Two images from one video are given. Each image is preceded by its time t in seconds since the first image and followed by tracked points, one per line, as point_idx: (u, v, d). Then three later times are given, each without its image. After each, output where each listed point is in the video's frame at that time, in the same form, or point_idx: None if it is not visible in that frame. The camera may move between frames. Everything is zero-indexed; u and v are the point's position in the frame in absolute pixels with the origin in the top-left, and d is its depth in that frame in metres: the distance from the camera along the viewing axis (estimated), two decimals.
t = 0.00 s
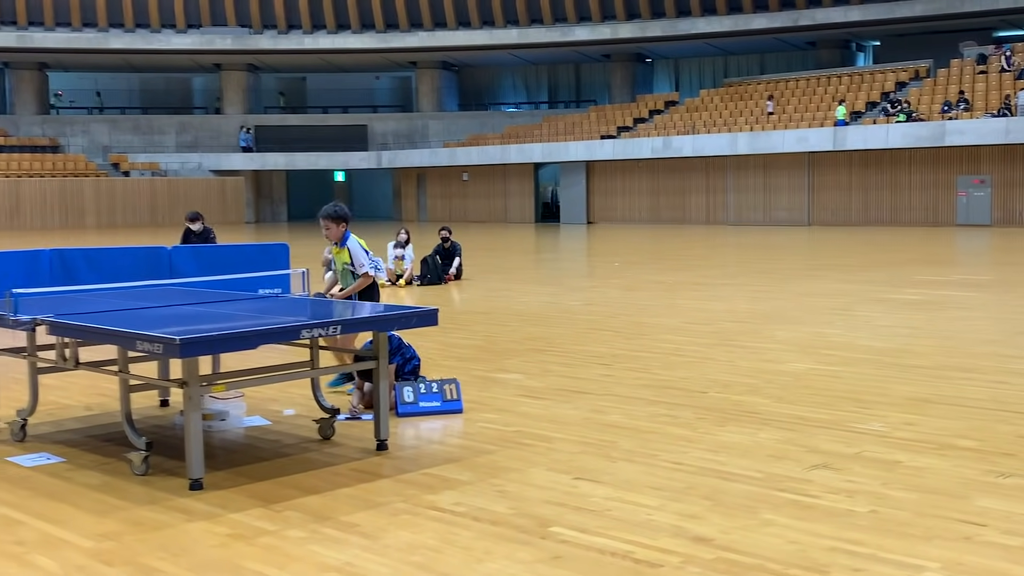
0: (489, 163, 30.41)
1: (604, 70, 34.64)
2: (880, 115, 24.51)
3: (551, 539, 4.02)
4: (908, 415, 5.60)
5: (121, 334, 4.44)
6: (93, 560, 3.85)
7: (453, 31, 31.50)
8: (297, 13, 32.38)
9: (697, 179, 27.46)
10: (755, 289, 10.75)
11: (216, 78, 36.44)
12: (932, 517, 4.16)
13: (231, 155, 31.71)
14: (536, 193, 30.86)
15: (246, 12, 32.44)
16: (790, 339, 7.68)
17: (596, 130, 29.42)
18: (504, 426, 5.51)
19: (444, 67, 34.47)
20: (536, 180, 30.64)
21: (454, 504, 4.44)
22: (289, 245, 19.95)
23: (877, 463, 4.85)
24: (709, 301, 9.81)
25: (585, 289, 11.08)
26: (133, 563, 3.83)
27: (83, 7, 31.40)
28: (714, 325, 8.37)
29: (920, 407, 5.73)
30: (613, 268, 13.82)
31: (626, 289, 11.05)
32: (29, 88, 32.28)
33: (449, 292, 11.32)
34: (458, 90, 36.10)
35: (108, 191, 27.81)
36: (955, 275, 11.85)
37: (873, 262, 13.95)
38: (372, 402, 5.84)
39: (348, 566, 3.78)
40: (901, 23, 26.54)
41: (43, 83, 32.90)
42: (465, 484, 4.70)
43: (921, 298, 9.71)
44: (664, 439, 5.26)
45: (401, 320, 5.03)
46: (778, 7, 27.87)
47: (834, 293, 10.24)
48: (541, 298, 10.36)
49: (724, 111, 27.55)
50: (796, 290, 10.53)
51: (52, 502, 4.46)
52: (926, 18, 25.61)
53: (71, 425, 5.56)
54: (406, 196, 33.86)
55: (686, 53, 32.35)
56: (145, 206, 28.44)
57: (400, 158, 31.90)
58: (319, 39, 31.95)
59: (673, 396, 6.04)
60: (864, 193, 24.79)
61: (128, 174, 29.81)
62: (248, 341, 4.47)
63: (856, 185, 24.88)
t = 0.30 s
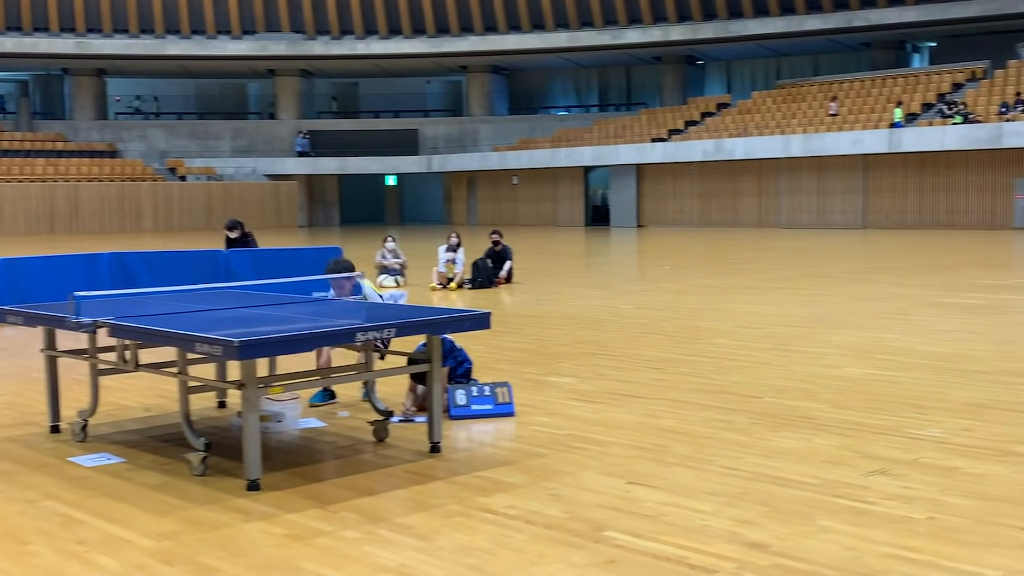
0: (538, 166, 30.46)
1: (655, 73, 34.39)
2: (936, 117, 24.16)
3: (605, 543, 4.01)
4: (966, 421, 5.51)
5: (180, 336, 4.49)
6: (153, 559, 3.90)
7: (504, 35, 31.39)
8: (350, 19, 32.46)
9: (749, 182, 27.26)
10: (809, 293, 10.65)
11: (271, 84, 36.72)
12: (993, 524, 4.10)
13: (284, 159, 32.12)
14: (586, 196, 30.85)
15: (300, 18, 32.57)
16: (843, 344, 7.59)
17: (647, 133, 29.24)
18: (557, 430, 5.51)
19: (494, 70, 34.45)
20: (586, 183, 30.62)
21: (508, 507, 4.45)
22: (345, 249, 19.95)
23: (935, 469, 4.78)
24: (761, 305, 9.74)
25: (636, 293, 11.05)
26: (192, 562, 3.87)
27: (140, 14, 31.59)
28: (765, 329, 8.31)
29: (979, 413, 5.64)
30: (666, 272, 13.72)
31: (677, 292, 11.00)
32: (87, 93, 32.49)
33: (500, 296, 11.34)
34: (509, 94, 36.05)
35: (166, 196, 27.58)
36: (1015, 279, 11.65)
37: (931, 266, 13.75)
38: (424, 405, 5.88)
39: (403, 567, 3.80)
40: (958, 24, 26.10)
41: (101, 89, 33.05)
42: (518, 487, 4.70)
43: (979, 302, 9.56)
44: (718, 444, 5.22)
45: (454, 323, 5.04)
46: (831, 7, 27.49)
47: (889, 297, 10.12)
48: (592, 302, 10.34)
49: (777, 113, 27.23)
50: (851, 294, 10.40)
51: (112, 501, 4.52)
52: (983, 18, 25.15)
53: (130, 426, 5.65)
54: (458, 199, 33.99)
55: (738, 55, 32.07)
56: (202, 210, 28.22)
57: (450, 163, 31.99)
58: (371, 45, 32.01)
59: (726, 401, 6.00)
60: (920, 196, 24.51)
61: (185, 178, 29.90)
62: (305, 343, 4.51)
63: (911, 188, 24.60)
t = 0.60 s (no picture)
0: (588, 165, 30.26)
1: (706, 71, 34.11)
2: (993, 115, 23.77)
3: (657, 542, 3.99)
4: None
5: (236, 333, 4.54)
6: (209, 553, 3.95)
7: (553, 34, 31.31)
8: (400, 19, 32.56)
9: (801, 180, 27.06)
10: (863, 293, 10.54)
11: (322, 84, 36.96)
12: None
13: (336, 159, 32.24)
14: (636, 195, 30.77)
15: (352, 19, 32.76)
16: (896, 344, 7.50)
17: (697, 132, 29.04)
18: (609, 429, 5.51)
19: (544, 70, 34.38)
20: (636, 183, 30.53)
21: (559, 506, 4.45)
22: (399, 248, 20.05)
23: (992, 472, 4.71)
24: (813, 305, 9.65)
25: (687, 292, 11.00)
26: (247, 557, 3.92)
27: (195, 14, 31.88)
28: (816, 329, 8.24)
29: None
30: (717, 271, 13.64)
31: (728, 292, 10.94)
32: (143, 93, 32.82)
33: (549, 295, 11.35)
34: (558, 93, 36.01)
35: (220, 195, 27.76)
36: None
37: (989, 265, 13.54)
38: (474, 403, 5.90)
39: (456, 564, 3.82)
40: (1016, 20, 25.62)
41: (156, 90, 33.36)
42: (570, 485, 4.70)
43: None
44: (771, 445, 5.19)
45: (505, 322, 5.05)
46: (885, 4, 27.05)
47: (944, 297, 9.98)
48: (642, 301, 10.31)
49: (829, 110, 26.86)
50: (905, 294, 10.28)
51: (170, 495, 4.60)
52: None
53: (187, 422, 5.73)
54: (507, 198, 34.02)
55: (791, 52, 31.76)
56: (256, 208, 28.36)
57: (500, 161, 31.96)
58: (422, 45, 32.04)
59: (779, 402, 5.96)
60: (975, 194, 24.23)
61: (239, 178, 30.26)
62: (359, 341, 4.54)
63: (966, 186, 24.31)
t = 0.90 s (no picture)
0: (619, 161, 30.16)
1: (737, 65, 33.86)
2: None
3: (688, 538, 3.99)
4: None
5: (269, 328, 4.57)
6: (243, 546, 3.98)
7: (584, 30, 31.24)
8: (431, 15, 32.54)
9: (833, 175, 26.88)
10: (896, 289, 10.46)
11: (354, 80, 37.09)
12: None
13: (367, 155, 32.33)
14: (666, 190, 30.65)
15: (383, 15, 32.79)
16: (930, 341, 7.44)
17: (729, 127, 28.87)
18: (639, 425, 5.50)
19: (575, 65, 34.29)
20: (666, 178, 30.41)
21: (590, 501, 4.45)
22: (431, 243, 20.08)
23: None
24: (845, 301, 9.58)
25: (718, 288, 10.96)
26: (280, 549, 3.95)
27: (228, 11, 32.03)
28: (848, 325, 8.18)
29: None
30: (749, 267, 13.57)
31: (759, 288, 10.89)
32: (177, 90, 32.97)
33: (580, 291, 11.35)
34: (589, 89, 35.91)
35: (253, 190, 27.93)
36: None
37: None
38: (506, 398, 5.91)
39: (487, 558, 3.83)
40: None
41: (190, 86, 33.54)
42: (601, 481, 4.69)
43: None
44: (803, 441, 5.16)
45: (537, 317, 5.04)
46: None
47: (978, 294, 9.89)
48: (673, 297, 10.29)
49: (862, 105, 26.59)
50: (939, 291, 10.20)
51: (204, 488, 4.64)
52: None
53: (220, 415, 5.78)
54: (538, 194, 33.98)
55: (823, 47, 31.49)
56: (289, 204, 28.49)
57: (530, 157, 31.92)
58: (453, 41, 31.95)
59: (811, 398, 5.93)
60: (1010, 190, 23.97)
61: (271, 174, 30.46)
62: (390, 336, 4.55)
63: (1001, 182, 24.04)
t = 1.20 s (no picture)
0: (634, 158, 30.11)
1: (753, 62, 33.71)
2: None
3: (703, 536, 3.98)
4: None
5: (286, 325, 4.58)
6: (259, 543, 3.99)
7: (599, 27, 31.19)
8: (446, 12, 32.53)
9: (850, 172, 26.75)
10: (913, 286, 10.40)
11: (369, 77, 37.14)
12: None
13: (382, 152, 32.38)
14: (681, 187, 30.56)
15: (398, 12, 32.79)
16: (947, 339, 7.40)
17: (744, 124, 28.74)
18: (654, 422, 5.49)
19: (590, 62, 34.23)
20: (681, 175, 30.32)
21: (605, 498, 4.44)
22: (446, 240, 20.10)
23: None
24: (861, 298, 9.54)
25: (734, 286, 10.93)
26: (296, 546, 3.96)
27: (244, 9, 32.10)
28: (865, 323, 8.14)
29: None
30: (763, 264, 13.52)
31: (775, 285, 10.85)
32: (193, 87, 33.05)
33: (595, 288, 11.34)
34: (604, 85, 35.84)
35: (269, 187, 28.03)
36: None
37: None
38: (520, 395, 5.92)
39: (502, 556, 3.83)
40: None
41: (206, 83, 33.62)
42: (616, 478, 4.69)
43: None
44: (818, 439, 5.14)
45: (551, 315, 5.03)
46: None
47: (995, 291, 9.83)
48: (688, 294, 10.26)
49: (879, 101, 26.43)
50: (956, 288, 10.14)
51: (220, 484, 4.66)
52: None
53: (236, 412, 5.81)
54: (553, 190, 33.97)
55: (839, 43, 31.32)
56: (304, 201, 28.56)
57: (546, 154, 31.88)
58: (468, 38, 31.93)
59: (827, 396, 5.91)
60: None
61: (286, 171, 30.55)
62: (405, 333, 4.56)
63: (1019, 179, 23.88)
